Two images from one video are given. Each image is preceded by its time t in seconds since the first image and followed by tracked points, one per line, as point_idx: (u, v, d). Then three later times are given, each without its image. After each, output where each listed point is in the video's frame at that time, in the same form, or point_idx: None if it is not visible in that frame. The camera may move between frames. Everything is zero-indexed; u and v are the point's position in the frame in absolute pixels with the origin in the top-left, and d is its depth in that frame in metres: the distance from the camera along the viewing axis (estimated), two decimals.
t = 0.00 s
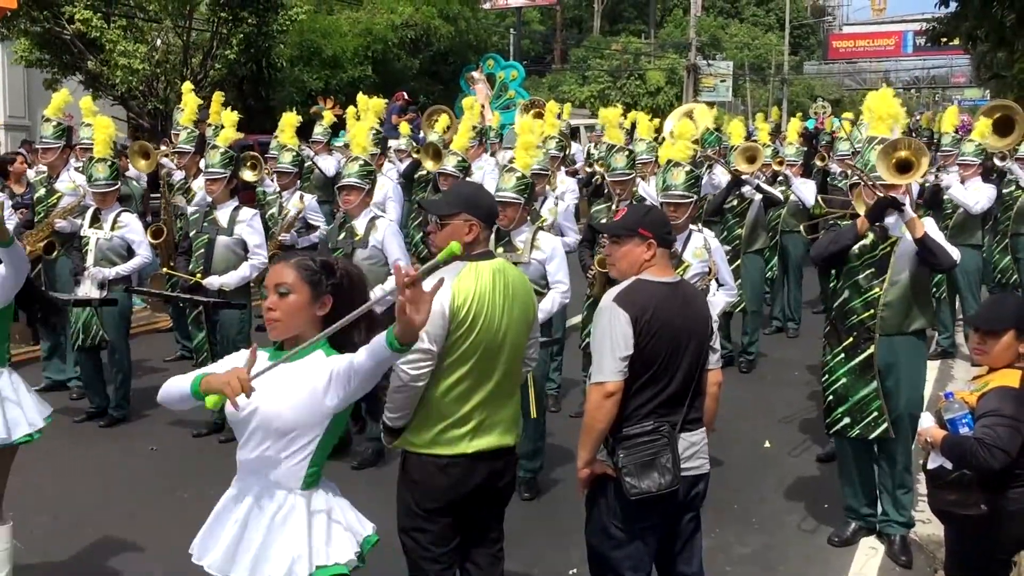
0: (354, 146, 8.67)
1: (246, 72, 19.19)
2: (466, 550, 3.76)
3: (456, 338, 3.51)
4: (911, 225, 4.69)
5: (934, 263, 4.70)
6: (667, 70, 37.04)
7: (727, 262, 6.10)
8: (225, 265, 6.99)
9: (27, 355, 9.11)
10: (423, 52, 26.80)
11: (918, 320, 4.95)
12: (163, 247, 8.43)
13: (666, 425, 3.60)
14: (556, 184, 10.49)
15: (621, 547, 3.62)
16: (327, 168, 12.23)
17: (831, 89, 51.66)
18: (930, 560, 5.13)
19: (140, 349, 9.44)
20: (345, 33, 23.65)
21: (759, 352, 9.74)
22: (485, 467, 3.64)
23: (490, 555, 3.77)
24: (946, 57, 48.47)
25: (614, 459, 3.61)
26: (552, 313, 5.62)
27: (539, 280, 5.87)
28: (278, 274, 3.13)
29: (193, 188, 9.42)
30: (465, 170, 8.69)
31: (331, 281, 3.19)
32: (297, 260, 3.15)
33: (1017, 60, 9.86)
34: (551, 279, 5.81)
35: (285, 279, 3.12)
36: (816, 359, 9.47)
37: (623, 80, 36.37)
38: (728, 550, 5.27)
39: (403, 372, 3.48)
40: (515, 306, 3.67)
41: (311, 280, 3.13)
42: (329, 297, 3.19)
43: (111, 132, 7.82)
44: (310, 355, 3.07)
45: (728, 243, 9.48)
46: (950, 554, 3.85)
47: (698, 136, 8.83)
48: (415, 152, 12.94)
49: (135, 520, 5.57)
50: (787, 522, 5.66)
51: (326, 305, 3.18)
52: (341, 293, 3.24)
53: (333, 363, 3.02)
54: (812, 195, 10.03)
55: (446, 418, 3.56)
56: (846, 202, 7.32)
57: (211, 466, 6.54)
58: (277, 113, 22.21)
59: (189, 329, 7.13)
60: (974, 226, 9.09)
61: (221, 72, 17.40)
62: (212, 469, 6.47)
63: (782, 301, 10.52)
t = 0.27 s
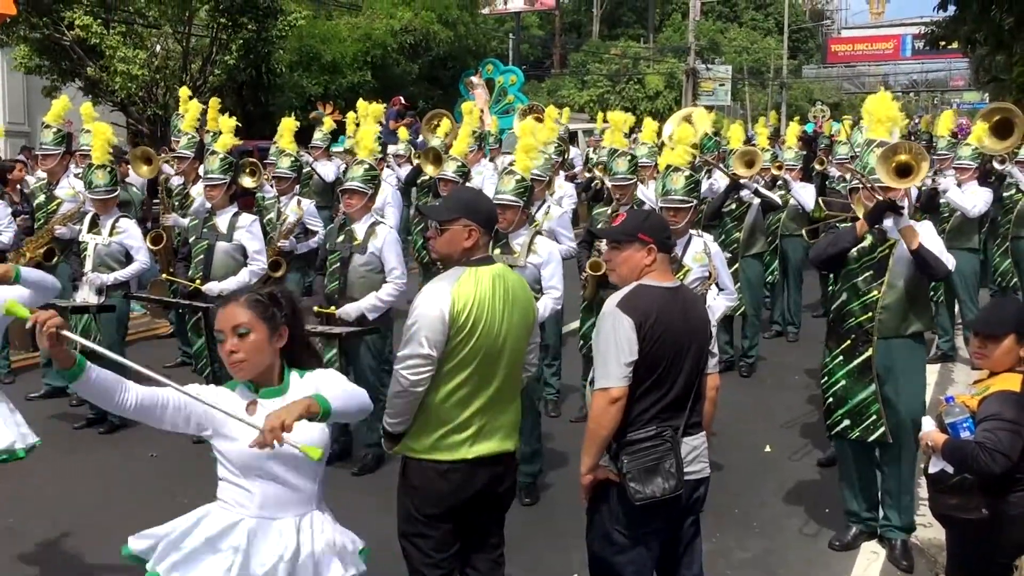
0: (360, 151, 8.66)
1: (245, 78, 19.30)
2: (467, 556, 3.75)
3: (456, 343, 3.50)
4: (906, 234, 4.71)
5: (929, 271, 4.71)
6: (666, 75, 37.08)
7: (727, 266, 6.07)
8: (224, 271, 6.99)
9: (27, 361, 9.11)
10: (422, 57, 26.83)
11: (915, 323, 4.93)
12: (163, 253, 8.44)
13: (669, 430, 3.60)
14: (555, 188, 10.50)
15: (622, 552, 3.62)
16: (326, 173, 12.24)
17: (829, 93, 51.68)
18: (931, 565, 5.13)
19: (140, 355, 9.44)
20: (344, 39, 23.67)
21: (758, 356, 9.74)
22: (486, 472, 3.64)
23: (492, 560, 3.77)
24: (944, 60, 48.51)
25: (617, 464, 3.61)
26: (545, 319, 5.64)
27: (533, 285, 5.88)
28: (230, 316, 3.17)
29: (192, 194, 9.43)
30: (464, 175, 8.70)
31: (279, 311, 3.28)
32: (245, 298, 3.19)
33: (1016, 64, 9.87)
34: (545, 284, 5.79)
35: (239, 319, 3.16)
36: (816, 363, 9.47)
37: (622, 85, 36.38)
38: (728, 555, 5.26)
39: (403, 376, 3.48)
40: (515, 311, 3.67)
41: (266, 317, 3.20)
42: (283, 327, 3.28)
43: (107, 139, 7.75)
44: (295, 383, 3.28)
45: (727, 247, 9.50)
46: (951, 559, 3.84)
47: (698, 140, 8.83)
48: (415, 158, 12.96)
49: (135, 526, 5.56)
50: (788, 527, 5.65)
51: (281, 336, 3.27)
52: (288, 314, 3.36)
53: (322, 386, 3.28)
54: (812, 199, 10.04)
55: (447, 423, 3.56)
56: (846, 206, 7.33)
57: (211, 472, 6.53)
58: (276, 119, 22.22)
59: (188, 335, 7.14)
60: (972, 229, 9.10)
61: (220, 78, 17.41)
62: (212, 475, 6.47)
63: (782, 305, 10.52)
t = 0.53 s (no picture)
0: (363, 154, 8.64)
1: (246, 80, 19.29)
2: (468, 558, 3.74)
3: (457, 344, 3.50)
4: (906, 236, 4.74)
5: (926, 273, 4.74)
6: (667, 76, 37.09)
7: (728, 268, 6.04)
8: (225, 273, 6.99)
9: (28, 363, 9.11)
10: (423, 59, 26.83)
11: (916, 324, 4.94)
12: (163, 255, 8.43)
13: (670, 431, 3.60)
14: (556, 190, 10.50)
15: (623, 552, 3.62)
16: (327, 175, 12.24)
17: (831, 95, 51.65)
18: (933, 566, 5.12)
19: (140, 357, 9.42)
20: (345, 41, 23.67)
21: (760, 357, 9.73)
22: (487, 473, 3.64)
23: (493, 562, 3.76)
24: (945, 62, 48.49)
25: (618, 465, 3.60)
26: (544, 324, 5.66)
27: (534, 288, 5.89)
28: (227, 299, 3.22)
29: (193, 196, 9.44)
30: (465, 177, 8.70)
31: (277, 295, 3.32)
32: (241, 280, 3.25)
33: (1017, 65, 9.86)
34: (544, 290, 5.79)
35: (234, 303, 3.22)
36: (817, 364, 9.46)
37: (623, 86, 36.37)
38: (730, 556, 5.26)
39: (404, 378, 3.48)
40: (516, 313, 3.67)
41: (261, 301, 3.25)
42: (279, 312, 3.33)
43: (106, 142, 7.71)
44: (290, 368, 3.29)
45: (727, 248, 9.49)
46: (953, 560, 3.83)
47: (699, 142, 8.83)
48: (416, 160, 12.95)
49: (136, 528, 5.56)
50: (790, 529, 5.64)
51: (276, 320, 3.32)
52: (289, 301, 3.39)
53: (311, 381, 3.26)
54: (813, 201, 10.04)
55: (448, 425, 3.56)
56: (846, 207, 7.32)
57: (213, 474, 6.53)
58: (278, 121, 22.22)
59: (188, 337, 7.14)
60: (972, 230, 9.09)
61: (221, 80, 17.42)
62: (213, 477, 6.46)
63: (783, 306, 10.51)
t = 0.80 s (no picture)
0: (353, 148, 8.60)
1: (247, 76, 19.25)
2: (468, 554, 3.75)
3: (457, 340, 3.50)
4: (910, 232, 4.77)
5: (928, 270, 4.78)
6: (667, 73, 37.09)
7: (729, 264, 6.04)
8: (225, 269, 6.99)
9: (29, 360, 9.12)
10: (423, 56, 26.86)
11: (923, 321, 4.95)
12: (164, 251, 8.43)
13: (671, 427, 3.60)
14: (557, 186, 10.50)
15: (623, 548, 3.62)
16: (328, 172, 12.24)
17: (832, 92, 51.60)
18: (933, 563, 5.12)
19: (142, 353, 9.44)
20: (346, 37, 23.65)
21: (760, 354, 9.72)
22: (487, 468, 3.64)
23: (494, 557, 3.76)
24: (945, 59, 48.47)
25: (619, 460, 3.60)
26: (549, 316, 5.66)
27: (538, 281, 5.88)
28: (240, 309, 3.13)
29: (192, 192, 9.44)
30: (466, 173, 8.69)
31: (294, 308, 3.21)
32: (258, 291, 3.14)
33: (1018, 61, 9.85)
34: (550, 281, 5.81)
35: (247, 314, 3.12)
36: (818, 361, 9.45)
37: (624, 83, 36.37)
38: (730, 553, 5.26)
39: (403, 373, 3.47)
40: (517, 309, 3.66)
41: (275, 313, 3.14)
42: (293, 325, 3.21)
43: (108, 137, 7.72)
44: (298, 380, 3.13)
45: (727, 245, 9.46)
46: (954, 557, 3.84)
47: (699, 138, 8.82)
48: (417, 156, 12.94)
49: (138, 525, 5.56)
50: (790, 525, 5.65)
51: (291, 334, 3.21)
52: (303, 316, 3.27)
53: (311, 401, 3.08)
54: (813, 198, 10.04)
55: (448, 420, 3.56)
56: (847, 203, 7.31)
57: (214, 470, 6.54)
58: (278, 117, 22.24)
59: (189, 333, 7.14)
60: (973, 226, 9.09)
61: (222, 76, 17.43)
62: (214, 474, 6.47)
63: (784, 303, 10.52)
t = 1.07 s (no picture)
0: (349, 146, 8.51)
1: (245, 67, 19.18)
2: (464, 548, 3.75)
3: (452, 333, 3.50)
4: (914, 228, 4.77)
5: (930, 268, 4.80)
6: (666, 66, 37.00)
7: (727, 258, 6.06)
8: (223, 262, 6.97)
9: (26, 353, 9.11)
10: (421, 48, 26.81)
11: (927, 316, 4.95)
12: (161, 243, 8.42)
13: (669, 420, 3.60)
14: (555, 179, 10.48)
15: (621, 541, 3.62)
16: (326, 165, 12.22)
17: (831, 86, 51.54)
18: (930, 556, 5.13)
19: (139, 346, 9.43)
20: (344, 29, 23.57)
21: (758, 347, 9.73)
22: (483, 461, 3.63)
23: (491, 550, 3.75)
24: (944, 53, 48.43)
25: (617, 453, 3.60)
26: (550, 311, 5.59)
27: (541, 275, 5.91)
28: (247, 273, 3.10)
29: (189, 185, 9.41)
30: (465, 166, 8.68)
31: (299, 281, 3.11)
32: (266, 259, 3.10)
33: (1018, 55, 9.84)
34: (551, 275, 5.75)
35: (253, 279, 3.08)
36: (816, 354, 9.46)
37: (622, 76, 36.32)
38: (728, 546, 5.27)
39: (397, 365, 3.49)
40: (513, 302, 3.65)
41: (277, 282, 3.08)
42: (296, 300, 3.11)
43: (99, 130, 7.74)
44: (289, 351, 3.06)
45: (726, 239, 9.46)
46: (950, 550, 3.84)
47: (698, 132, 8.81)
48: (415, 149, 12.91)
49: (137, 518, 5.57)
50: (788, 518, 5.65)
51: (293, 307, 3.11)
52: (315, 292, 3.15)
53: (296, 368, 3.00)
54: (811, 192, 10.05)
55: (444, 413, 3.57)
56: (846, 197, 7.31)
57: (212, 463, 6.54)
58: (276, 109, 22.19)
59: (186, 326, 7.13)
60: (971, 220, 9.08)
61: (219, 68, 17.39)
62: (211, 466, 6.47)
63: (782, 297, 10.52)
